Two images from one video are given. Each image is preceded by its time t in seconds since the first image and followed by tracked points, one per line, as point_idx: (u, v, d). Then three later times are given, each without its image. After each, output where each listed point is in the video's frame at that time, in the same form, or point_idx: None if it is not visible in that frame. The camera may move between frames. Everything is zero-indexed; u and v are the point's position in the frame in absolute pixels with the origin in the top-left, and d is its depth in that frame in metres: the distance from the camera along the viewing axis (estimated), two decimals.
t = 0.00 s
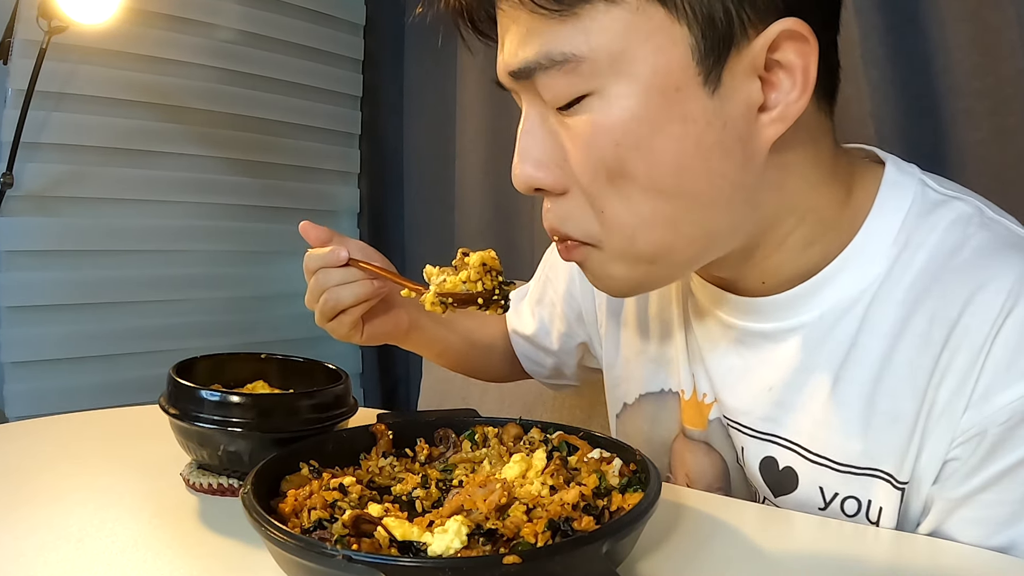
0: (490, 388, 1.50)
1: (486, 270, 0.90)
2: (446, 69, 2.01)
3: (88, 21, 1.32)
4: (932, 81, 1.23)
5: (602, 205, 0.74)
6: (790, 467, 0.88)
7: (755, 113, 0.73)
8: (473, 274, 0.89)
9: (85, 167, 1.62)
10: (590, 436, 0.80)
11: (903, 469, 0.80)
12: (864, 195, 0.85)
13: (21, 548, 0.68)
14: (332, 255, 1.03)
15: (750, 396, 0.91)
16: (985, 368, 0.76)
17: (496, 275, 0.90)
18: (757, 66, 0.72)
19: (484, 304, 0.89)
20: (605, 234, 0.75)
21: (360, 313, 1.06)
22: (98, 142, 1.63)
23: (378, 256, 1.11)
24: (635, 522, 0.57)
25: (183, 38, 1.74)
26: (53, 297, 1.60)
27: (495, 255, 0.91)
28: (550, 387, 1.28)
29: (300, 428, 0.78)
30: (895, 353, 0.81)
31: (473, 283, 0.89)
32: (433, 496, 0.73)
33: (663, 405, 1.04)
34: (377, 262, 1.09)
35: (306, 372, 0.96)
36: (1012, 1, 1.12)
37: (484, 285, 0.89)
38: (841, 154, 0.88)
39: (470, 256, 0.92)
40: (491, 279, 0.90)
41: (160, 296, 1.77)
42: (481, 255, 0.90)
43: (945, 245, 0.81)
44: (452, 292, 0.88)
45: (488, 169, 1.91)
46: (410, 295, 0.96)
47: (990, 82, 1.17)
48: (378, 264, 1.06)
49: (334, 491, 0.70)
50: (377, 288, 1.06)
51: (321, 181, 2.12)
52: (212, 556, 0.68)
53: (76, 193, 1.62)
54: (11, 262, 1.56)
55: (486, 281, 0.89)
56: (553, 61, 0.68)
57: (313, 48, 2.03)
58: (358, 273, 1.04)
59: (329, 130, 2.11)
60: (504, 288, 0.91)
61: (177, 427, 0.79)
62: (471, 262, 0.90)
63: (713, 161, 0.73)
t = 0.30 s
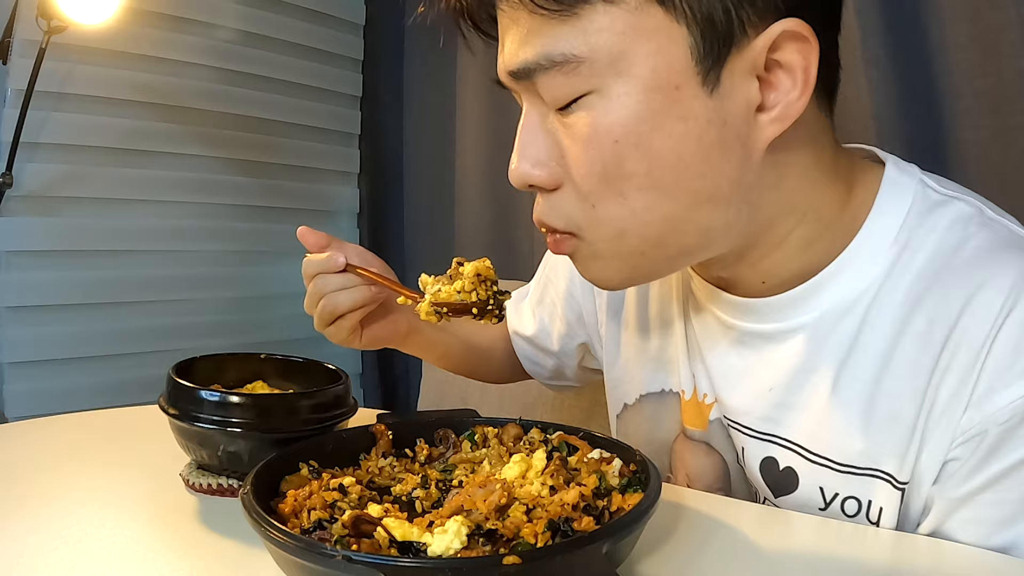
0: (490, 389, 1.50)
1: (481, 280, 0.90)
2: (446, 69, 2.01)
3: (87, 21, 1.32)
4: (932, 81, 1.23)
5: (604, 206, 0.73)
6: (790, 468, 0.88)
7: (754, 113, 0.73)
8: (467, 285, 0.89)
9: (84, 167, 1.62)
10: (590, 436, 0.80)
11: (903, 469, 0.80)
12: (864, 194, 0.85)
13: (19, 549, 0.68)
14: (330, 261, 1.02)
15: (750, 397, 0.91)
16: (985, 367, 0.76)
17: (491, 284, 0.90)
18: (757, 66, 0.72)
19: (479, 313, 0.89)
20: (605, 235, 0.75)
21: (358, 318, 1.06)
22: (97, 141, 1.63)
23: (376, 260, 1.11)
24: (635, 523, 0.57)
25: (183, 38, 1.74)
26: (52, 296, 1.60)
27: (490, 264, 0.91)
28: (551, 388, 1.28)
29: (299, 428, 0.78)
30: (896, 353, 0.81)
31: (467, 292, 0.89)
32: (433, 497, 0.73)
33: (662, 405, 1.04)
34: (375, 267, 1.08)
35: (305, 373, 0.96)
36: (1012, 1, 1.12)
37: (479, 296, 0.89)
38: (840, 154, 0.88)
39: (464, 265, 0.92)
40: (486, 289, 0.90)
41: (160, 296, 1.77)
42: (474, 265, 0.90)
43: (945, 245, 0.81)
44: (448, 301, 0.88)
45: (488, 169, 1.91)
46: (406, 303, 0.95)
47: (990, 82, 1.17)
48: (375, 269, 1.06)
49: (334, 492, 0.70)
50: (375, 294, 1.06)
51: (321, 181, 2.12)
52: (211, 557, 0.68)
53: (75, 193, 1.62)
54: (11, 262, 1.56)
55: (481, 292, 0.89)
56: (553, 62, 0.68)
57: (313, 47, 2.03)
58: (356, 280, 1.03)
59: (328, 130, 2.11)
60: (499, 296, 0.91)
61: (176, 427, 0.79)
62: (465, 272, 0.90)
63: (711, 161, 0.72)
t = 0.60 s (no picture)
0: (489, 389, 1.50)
1: (492, 277, 0.89)
2: (445, 69, 2.01)
3: (86, 21, 1.32)
4: (932, 81, 1.23)
5: (601, 208, 0.73)
6: (788, 469, 0.88)
7: (747, 118, 0.73)
8: (479, 282, 0.88)
9: (83, 167, 1.62)
10: (590, 436, 0.80)
11: (902, 470, 0.80)
12: (862, 194, 0.85)
13: (19, 549, 0.68)
14: (332, 261, 1.02)
15: (748, 397, 0.91)
16: (984, 368, 0.76)
17: (502, 281, 0.90)
18: (752, 70, 0.72)
19: (490, 310, 0.89)
20: (603, 237, 0.75)
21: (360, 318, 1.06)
22: (97, 141, 1.62)
23: (377, 259, 1.11)
24: (635, 523, 0.57)
25: (183, 38, 1.74)
26: (51, 296, 1.60)
27: (499, 261, 0.91)
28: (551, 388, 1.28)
29: (299, 429, 0.78)
30: (894, 354, 0.81)
31: (478, 290, 0.89)
32: (433, 497, 0.73)
33: (661, 406, 1.04)
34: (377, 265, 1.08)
35: (305, 373, 0.96)
36: (1012, 1, 1.12)
37: (490, 292, 0.89)
38: (839, 155, 0.88)
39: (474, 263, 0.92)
40: (497, 285, 0.89)
41: (160, 296, 1.77)
42: (485, 262, 0.90)
43: (943, 245, 0.81)
44: (458, 299, 0.88)
45: (487, 169, 1.91)
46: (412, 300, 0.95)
47: (991, 81, 1.17)
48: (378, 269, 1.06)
49: (333, 492, 0.70)
50: (377, 294, 1.06)
51: (320, 181, 2.11)
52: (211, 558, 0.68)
53: (74, 193, 1.61)
54: (10, 262, 1.56)
55: (492, 289, 0.89)
56: (546, 64, 0.68)
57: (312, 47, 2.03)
58: (359, 279, 1.03)
59: (328, 129, 2.11)
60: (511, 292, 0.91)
61: (176, 427, 0.79)
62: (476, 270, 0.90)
63: (708, 163, 0.72)
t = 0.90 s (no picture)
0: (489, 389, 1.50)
1: (515, 261, 0.89)
2: (445, 69, 2.01)
3: (86, 21, 1.32)
4: (932, 81, 1.23)
5: (595, 210, 0.73)
6: (785, 471, 0.88)
7: (739, 124, 0.73)
8: (503, 266, 0.88)
9: (82, 167, 1.62)
10: (590, 436, 0.80)
11: (899, 472, 0.80)
12: (859, 196, 0.85)
13: (19, 550, 0.68)
14: (340, 250, 1.02)
15: (745, 399, 0.91)
16: (980, 369, 0.75)
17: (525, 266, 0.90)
18: (744, 77, 0.72)
19: (513, 295, 0.88)
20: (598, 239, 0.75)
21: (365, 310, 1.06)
22: (96, 141, 1.62)
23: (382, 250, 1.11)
24: (635, 523, 0.57)
25: (183, 38, 1.74)
26: (51, 296, 1.60)
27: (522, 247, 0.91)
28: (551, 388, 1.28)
29: (299, 429, 0.78)
30: (890, 355, 0.81)
31: (502, 274, 0.88)
32: (433, 497, 0.73)
33: (658, 407, 1.04)
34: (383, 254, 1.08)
35: (306, 372, 0.96)
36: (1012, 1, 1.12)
37: (514, 276, 0.88)
38: (835, 157, 0.88)
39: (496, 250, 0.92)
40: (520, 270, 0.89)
41: (160, 296, 1.77)
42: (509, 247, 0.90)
43: (939, 246, 0.81)
44: (481, 284, 0.88)
45: (487, 169, 1.91)
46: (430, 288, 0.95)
47: (991, 82, 1.17)
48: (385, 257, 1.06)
49: (333, 492, 0.70)
50: (382, 285, 1.06)
51: (320, 181, 2.11)
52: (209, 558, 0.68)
53: (73, 193, 1.61)
54: (10, 262, 1.56)
55: (515, 272, 0.89)
56: (537, 70, 0.68)
57: (312, 47, 2.03)
58: (365, 268, 1.03)
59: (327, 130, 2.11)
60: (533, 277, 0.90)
61: (175, 428, 0.79)
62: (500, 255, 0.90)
63: (703, 166, 0.72)
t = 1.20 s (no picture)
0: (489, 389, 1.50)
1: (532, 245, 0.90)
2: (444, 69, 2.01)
3: (85, 21, 1.32)
4: (932, 81, 1.23)
5: (587, 212, 0.74)
6: (781, 474, 0.87)
7: (724, 136, 0.73)
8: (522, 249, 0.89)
9: (82, 167, 1.62)
10: (590, 437, 0.80)
11: (895, 475, 0.80)
12: (852, 198, 0.85)
13: (19, 550, 0.67)
14: (349, 239, 1.02)
15: (740, 402, 0.91)
16: (975, 371, 0.75)
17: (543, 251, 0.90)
18: (732, 90, 0.72)
19: (543, 279, 0.85)
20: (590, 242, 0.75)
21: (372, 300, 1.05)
22: (96, 141, 1.62)
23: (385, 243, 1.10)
24: (635, 523, 0.57)
25: (182, 37, 1.74)
26: (50, 296, 1.60)
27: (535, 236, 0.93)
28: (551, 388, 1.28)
29: (299, 429, 0.78)
30: (885, 358, 0.81)
31: (533, 258, 0.86)
32: (433, 498, 0.73)
33: (654, 410, 1.04)
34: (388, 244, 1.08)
35: (305, 371, 0.96)
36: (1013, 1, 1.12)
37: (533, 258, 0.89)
38: (831, 161, 0.88)
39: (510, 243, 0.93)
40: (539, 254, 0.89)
41: (160, 296, 1.77)
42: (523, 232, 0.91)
43: (935, 247, 0.81)
44: (512, 267, 0.86)
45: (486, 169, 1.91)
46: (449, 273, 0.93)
47: (991, 82, 1.16)
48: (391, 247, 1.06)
49: (332, 492, 0.69)
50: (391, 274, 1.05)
51: (320, 181, 2.11)
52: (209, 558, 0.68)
53: (73, 194, 1.61)
54: (9, 262, 1.56)
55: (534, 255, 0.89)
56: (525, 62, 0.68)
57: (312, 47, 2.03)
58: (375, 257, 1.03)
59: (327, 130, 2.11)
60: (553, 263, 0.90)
61: (175, 428, 0.79)
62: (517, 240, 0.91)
63: (696, 170, 0.72)
